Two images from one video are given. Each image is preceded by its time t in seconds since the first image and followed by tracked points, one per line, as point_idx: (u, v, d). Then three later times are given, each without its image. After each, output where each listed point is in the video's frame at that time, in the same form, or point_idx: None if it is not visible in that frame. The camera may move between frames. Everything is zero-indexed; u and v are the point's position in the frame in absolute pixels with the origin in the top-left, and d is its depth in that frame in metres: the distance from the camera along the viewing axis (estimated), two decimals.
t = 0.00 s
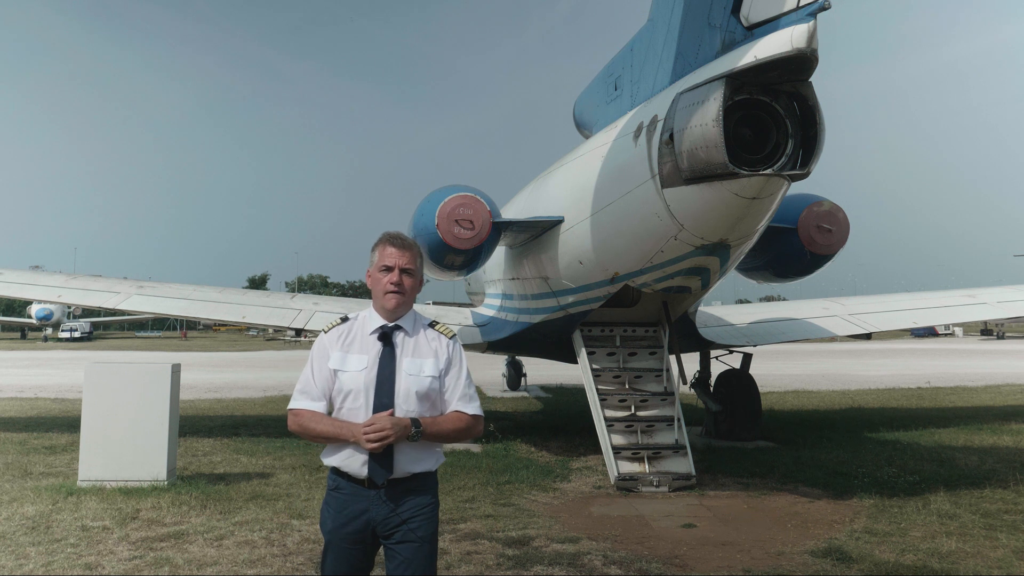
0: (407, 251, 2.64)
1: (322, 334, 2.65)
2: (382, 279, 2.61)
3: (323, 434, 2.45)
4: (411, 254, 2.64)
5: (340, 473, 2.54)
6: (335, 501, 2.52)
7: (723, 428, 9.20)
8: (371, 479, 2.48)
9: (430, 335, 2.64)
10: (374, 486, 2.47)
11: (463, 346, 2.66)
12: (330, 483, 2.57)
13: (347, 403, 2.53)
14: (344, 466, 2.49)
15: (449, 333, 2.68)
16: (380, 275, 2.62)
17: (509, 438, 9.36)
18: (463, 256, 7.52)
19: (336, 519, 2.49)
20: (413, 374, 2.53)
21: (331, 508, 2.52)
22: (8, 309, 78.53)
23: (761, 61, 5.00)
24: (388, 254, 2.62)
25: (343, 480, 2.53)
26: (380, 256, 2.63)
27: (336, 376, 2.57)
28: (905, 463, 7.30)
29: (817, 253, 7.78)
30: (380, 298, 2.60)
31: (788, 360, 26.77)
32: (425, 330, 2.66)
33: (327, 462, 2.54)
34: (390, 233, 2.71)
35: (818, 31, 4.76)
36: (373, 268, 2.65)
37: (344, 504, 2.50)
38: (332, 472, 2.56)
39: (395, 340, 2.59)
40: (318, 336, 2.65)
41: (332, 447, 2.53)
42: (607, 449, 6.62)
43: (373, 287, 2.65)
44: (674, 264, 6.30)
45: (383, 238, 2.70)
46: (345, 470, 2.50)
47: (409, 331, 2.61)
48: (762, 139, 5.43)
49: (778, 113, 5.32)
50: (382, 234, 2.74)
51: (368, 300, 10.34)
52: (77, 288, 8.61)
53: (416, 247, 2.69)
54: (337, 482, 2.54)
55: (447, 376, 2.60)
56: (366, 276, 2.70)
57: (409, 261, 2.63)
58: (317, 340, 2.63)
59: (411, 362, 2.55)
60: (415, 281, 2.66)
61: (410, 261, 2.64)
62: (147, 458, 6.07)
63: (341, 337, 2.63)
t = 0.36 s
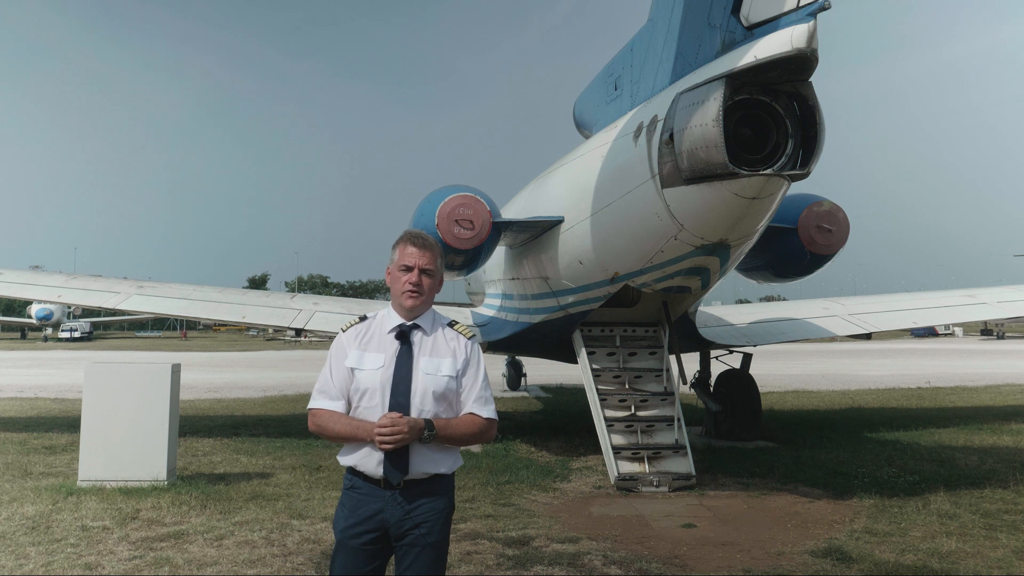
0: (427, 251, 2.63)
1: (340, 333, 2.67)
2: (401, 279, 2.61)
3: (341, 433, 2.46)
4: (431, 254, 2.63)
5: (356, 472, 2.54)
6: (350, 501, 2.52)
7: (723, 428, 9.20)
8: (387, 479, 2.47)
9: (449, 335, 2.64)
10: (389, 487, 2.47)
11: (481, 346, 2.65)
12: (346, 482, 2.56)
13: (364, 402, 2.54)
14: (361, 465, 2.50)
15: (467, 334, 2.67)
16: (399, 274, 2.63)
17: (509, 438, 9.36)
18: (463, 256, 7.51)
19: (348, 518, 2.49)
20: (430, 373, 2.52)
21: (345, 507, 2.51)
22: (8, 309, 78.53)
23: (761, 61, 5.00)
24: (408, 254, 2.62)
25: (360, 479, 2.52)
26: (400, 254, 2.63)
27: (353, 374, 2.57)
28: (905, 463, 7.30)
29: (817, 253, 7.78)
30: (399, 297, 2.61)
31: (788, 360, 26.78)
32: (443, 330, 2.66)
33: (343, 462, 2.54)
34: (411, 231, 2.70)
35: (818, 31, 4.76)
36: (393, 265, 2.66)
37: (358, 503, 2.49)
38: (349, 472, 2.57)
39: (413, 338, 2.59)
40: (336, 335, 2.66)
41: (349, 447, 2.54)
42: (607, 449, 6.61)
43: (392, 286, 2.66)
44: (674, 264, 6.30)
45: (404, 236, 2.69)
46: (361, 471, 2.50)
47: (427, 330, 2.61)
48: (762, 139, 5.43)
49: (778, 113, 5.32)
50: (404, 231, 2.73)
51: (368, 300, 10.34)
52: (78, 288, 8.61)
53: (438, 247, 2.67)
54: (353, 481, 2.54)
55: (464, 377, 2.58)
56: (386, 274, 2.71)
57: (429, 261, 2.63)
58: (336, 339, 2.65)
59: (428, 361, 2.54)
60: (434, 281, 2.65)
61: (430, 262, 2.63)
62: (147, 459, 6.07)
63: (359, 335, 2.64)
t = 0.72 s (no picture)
0: (433, 250, 2.63)
1: (348, 335, 2.68)
2: (407, 278, 2.62)
3: (346, 435, 2.45)
4: (436, 253, 2.63)
5: (363, 474, 2.54)
6: (356, 501, 2.51)
7: (723, 428, 9.20)
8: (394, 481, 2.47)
9: (457, 336, 2.64)
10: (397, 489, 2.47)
11: (489, 346, 2.64)
12: (353, 482, 2.56)
13: (370, 404, 2.54)
14: (367, 467, 2.50)
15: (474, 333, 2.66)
16: (405, 274, 2.63)
17: (509, 438, 9.36)
18: (463, 256, 7.51)
19: (354, 519, 2.49)
20: (437, 374, 2.52)
21: (352, 507, 2.51)
22: (8, 309, 78.51)
23: (761, 61, 5.00)
24: (414, 253, 2.62)
25: (367, 480, 2.52)
26: (406, 254, 2.63)
27: (360, 376, 2.57)
28: (905, 463, 7.30)
29: (817, 253, 7.78)
30: (405, 297, 2.61)
31: (789, 360, 26.80)
32: (451, 331, 2.66)
33: (350, 464, 2.54)
34: (417, 231, 2.70)
35: (818, 31, 4.76)
36: (399, 266, 2.66)
37: (365, 504, 2.49)
38: (355, 474, 2.56)
39: (420, 339, 2.60)
40: (344, 337, 2.67)
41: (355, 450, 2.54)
42: (607, 449, 6.61)
43: (398, 286, 2.66)
44: (674, 264, 6.30)
45: (410, 236, 2.70)
46: (368, 473, 2.50)
47: (434, 331, 2.61)
48: (762, 139, 5.43)
49: (778, 113, 5.32)
50: (410, 231, 2.74)
51: (368, 300, 10.34)
52: (78, 288, 8.61)
53: (443, 246, 2.67)
54: (360, 482, 2.53)
55: (471, 377, 2.58)
56: (393, 275, 2.71)
57: (434, 260, 2.63)
58: (343, 341, 2.66)
59: (435, 362, 2.54)
60: (440, 281, 2.65)
61: (435, 261, 2.63)
62: (147, 459, 6.07)
63: (367, 337, 2.65)
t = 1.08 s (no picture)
0: (423, 251, 2.62)
1: (344, 337, 2.66)
2: (399, 280, 2.62)
3: (348, 438, 2.44)
4: (427, 253, 2.63)
5: (363, 476, 2.52)
6: (355, 500, 2.50)
7: (724, 428, 9.20)
8: (397, 481, 2.45)
9: (455, 334, 2.65)
10: (399, 489, 2.46)
11: (486, 343, 2.65)
12: (351, 482, 2.54)
13: (371, 406, 2.53)
14: (369, 469, 2.48)
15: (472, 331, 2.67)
16: (397, 276, 2.63)
17: (509, 438, 9.36)
18: (463, 256, 7.50)
19: (353, 518, 2.47)
20: (438, 373, 2.52)
21: (351, 506, 2.49)
22: (8, 309, 78.52)
23: (761, 61, 5.00)
24: (405, 255, 2.61)
25: (367, 481, 2.50)
26: (397, 257, 2.63)
27: (359, 378, 2.56)
28: (905, 463, 7.30)
29: (817, 253, 7.78)
30: (399, 299, 2.61)
31: (789, 360, 26.80)
32: (449, 329, 2.66)
33: (352, 467, 2.52)
34: (405, 231, 2.69)
35: (818, 31, 4.75)
36: (391, 268, 2.65)
37: (364, 504, 2.48)
38: (353, 475, 2.54)
39: (418, 339, 2.59)
40: (340, 339, 2.65)
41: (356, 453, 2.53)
42: (607, 449, 6.62)
43: (391, 288, 2.66)
44: (674, 264, 6.30)
45: (399, 238, 2.69)
46: (370, 475, 2.48)
47: (431, 330, 2.61)
48: (762, 139, 5.44)
49: (778, 113, 5.32)
50: (399, 232, 2.73)
51: (369, 299, 10.34)
52: (78, 288, 8.60)
53: (433, 246, 2.66)
54: (360, 482, 2.51)
55: (472, 375, 2.59)
56: (385, 276, 2.71)
57: (426, 261, 2.62)
58: (340, 343, 2.64)
59: (435, 361, 2.54)
60: (433, 280, 2.65)
61: (427, 261, 2.62)
62: (147, 458, 6.07)
63: (364, 338, 2.63)
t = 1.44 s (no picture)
0: (413, 250, 2.63)
1: (325, 335, 2.64)
2: (388, 279, 2.62)
3: (325, 439, 2.43)
4: (417, 253, 2.63)
5: (342, 481, 2.50)
6: (336, 509, 2.47)
7: (723, 428, 9.20)
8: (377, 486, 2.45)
9: (438, 337, 2.66)
10: (380, 494, 2.45)
11: (469, 348, 2.68)
12: (330, 489, 2.51)
13: (351, 406, 2.52)
14: (347, 473, 2.47)
15: (455, 335, 2.70)
16: (385, 275, 2.63)
17: (508, 438, 9.36)
18: (463, 256, 7.51)
19: (335, 528, 2.45)
20: (422, 376, 2.52)
21: (332, 515, 2.47)
22: (8, 309, 78.54)
23: (761, 61, 5.00)
24: (395, 254, 2.62)
25: (346, 487, 2.48)
26: (386, 255, 2.63)
27: (339, 377, 2.54)
28: (904, 464, 7.29)
29: (817, 253, 7.78)
30: (386, 298, 2.61)
31: (790, 360, 26.81)
32: (433, 332, 2.67)
33: (329, 471, 2.50)
34: (396, 230, 2.69)
35: (818, 31, 4.75)
36: (379, 266, 2.65)
37: (346, 511, 2.46)
38: (331, 481, 2.51)
39: (401, 340, 2.59)
40: (320, 337, 2.64)
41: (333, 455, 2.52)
42: (608, 449, 6.62)
43: (379, 286, 2.66)
44: (674, 264, 6.30)
45: (390, 236, 2.69)
46: (349, 479, 2.47)
47: (415, 332, 2.62)
48: (762, 139, 5.44)
49: (778, 113, 5.32)
50: (388, 230, 2.73)
51: (368, 300, 10.34)
52: (77, 288, 8.60)
53: (423, 246, 2.67)
54: (339, 489, 2.49)
55: (454, 379, 2.60)
56: (372, 275, 2.70)
57: (416, 261, 2.63)
58: (320, 340, 2.62)
59: (419, 363, 2.54)
60: (422, 281, 2.66)
61: (416, 261, 2.63)
62: (147, 458, 6.07)
63: (345, 337, 2.62)
